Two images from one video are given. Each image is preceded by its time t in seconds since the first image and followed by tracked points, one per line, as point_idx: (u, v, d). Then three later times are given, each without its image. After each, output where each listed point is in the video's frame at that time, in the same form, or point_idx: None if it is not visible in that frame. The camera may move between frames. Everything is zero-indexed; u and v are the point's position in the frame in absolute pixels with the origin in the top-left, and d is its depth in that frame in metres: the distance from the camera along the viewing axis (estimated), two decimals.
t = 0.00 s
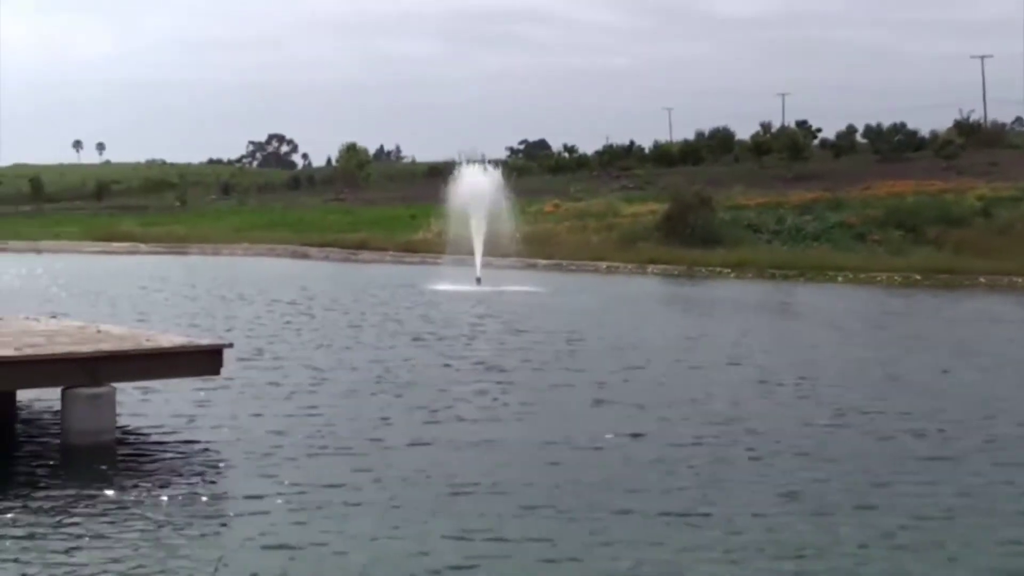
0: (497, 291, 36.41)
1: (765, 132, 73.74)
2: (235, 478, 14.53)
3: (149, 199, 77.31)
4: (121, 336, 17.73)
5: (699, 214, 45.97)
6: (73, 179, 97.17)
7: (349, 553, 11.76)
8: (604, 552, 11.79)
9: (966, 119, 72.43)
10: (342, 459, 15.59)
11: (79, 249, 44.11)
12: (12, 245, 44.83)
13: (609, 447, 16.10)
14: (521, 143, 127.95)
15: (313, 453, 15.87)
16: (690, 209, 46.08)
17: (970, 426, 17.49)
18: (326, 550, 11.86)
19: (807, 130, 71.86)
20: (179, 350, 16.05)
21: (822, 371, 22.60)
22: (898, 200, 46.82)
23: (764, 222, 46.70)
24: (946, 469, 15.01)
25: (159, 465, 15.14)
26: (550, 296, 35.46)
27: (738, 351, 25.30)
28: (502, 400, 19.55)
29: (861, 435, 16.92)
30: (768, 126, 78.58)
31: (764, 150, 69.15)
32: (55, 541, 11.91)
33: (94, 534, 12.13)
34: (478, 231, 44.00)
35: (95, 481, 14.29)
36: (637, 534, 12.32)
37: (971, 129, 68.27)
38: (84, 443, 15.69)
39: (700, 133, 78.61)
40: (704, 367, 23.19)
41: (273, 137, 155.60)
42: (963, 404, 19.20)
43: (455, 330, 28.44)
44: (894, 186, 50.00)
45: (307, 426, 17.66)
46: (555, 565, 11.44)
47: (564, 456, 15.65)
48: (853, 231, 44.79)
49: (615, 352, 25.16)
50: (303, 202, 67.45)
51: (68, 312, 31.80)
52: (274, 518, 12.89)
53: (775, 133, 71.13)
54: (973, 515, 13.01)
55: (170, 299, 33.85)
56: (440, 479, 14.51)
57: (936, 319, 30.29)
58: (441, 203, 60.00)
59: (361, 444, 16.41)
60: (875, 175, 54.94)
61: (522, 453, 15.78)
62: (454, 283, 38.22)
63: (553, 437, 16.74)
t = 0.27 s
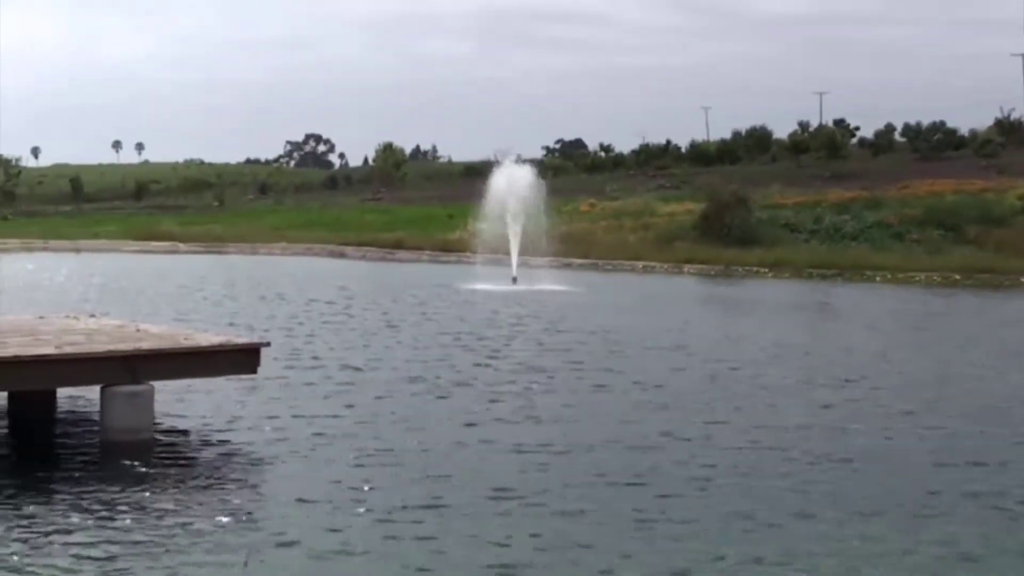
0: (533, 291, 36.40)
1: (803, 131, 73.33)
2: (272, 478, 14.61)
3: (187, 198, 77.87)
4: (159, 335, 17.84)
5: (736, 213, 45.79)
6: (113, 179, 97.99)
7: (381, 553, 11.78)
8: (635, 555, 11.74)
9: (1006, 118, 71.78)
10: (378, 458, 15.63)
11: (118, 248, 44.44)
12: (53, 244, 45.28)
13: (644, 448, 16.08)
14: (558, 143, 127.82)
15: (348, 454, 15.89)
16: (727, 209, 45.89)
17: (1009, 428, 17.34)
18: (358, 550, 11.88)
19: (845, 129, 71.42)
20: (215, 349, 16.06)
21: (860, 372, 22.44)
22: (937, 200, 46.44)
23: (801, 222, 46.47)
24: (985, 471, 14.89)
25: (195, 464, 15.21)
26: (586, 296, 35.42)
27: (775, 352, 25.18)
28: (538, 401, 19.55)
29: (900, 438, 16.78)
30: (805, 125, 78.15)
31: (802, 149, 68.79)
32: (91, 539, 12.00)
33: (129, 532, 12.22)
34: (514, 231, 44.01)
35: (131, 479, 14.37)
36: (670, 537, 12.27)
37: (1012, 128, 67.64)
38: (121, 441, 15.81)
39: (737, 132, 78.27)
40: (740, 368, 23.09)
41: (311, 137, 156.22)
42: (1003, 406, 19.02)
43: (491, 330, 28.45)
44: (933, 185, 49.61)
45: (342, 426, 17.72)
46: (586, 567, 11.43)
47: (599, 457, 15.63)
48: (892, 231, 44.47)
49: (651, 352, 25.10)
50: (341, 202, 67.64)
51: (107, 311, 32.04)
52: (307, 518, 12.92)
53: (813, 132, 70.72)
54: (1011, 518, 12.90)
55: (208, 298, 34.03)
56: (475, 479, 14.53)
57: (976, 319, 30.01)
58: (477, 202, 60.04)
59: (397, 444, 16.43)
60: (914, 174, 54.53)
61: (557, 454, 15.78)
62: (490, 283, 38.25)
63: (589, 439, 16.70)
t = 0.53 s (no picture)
0: (557, 291, 36.66)
1: (828, 131, 73.33)
2: (299, 477, 14.91)
3: (215, 198, 78.46)
4: (188, 333, 18.12)
5: (760, 214, 45.93)
6: (142, 179, 98.82)
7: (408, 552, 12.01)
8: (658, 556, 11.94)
9: None
10: (403, 459, 15.92)
11: (148, 247, 44.92)
12: (84, 243, 45.80)
13: (666, 450, 16.33)
14: (583, 145, 127.97)
15: (376, 454, 16.17)
16: (751, 209, 46.03)
17: None
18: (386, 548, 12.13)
19: (870, 129, 71.40)
20: (243, 348, 16.29)
21: (881, 373, 22.61)
22: (962, 200, 46.46)
23: (825, 222, 46.58)
24: (1003, 473, 15.07)
25: (226, 463, 15.47)
26: (610, 296, 35.66)
27: (798, 353, 25.38)
28: (561, 401, 19.81)
29: (921, 439, 16.96)
30: (830, 126, 78.15)
31: (826, 149, 68.82)
32: (125, 538, 12.27)
33: (160, 532, 12.46)
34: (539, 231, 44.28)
35: (163, 479, 14.62)
36: (690, 540, 12.45)
37: None
38: (152, 439, 16.09)
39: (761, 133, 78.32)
40: (762, 369, 23.30)
41: (338, 137, 156.62)
42: None
43: (516, 330, 28.73)
44: (958, 186, 49.62)
45: (369, 426, 18.03)
46: (608, 565, 11.64)
47: (622, 458, 15.89)
48: (916, 231, 44.51)
49: (674, 353, 25.33)
50: (367, 202, 68.03)
51: (137, 310, 32.47)
52: (336, 519, 13.15)
53: (837, 132, 70.75)
54: None
55: (235, 297, 34.42)
56: (499, 480, 14.80)
57: (1000, 320, 30.10)
58: (503, 203, 60.36)
59: (424, 445, 16.70)
60: (939, 175, 54.52)
61: (580, 455, 16.04)
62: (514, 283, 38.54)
63: (613, 440, 16.93)
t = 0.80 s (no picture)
0: (579, 291, 37.14)
1: (847, 133, 73.63)
2: (330, 474, 15.41)
3: (241, 198, 79.30)
4: (218, 331, 18.63)
5: (779, 215, 46.31)
6: (169, 179, 99.88)
7: (429, 549, 12.46)
8: (671, 556, 12.37)
9: None
10: (430, 458, 16.40)
11: (176, 247, 45.59)
12: (114, 243, 46.58)
13: (687, 450, 16.79)
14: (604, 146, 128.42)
15: (402, 453, 16.66)
16: (770, 211, 46.42)
17: None
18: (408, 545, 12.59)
19: (889, 131, 71.67)
20: (269, 346, 16.69)
21: (899, 375, 23.02)
22: (981, 202, 46.74)
23: (845, 223, 46.95)
24: (1015, 476, 15.48)
25: (253, 458, 15.95)
26: (631, 296, 36.13)
27: (817, 354, 25.79)
28: (584, 402, 20.28)
29: (935, 442, 17.36)
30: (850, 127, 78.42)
31: (846, 151, 69.14)
32: (165, 530, 12.76)
33: (189, 525, 12.95)
34: (561, 232, 44.81)
35: (192, 472, 15.11)
36: (711, 539, 12.92)
37: None
38: (181, 435, 16.51)
39: (781, 134, 78.64)
40: (781, 370, 23.73)
41: (363, 138, 157.31)
42: None
43: (538, 330, 29.21)
44: (977, 187, 49.90)
45: (397, 425, 18.53)
46: (631, 562, 12.12)
47: (644, 458, 16.36)
48: (935, 232, 44.82)
49: (695, 354, 25.78)
50: (390, 203, 68.65)
51: (167, 309, 33.07)
52: (360, 515, 13.62)
53: (857, 134, 71.04)
54: None
55: (262, 296, 34.99)
56: (524, 480, 15.27)
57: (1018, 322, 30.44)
58: (525, 203, 60.88)
59: (450, 445, 17.17)
60: (958, 177, 54.78)
61: (603, 455, 16.51)
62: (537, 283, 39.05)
63: (632, 441, 17.40)
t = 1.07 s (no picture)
0: (608, 291, 37.56)
1: (874, 134, 73.79)
2: (365, 469, 15.84)
3: (274, 199, 80.11)
4: (251, 329, 19.04)
5: (807, 215, 46.60)
6: (203, 180, 101.03)
7: (457, 541, 12.84)
8: (693, 550, 12.71)
9: None
10: (461, 455, 16.81)
11: (211, 246, 46.27)
12: (150, 242, 47.32)
13: (713, 450, 17.19)
14: (632, 147, 128.79)
15: (431, 450, 17.05)
16: (798, 211, 46.71)
17: None
18: (437, 537, 12.96)
19: (916, 132, 71.78)
20: (303, 343, 16.89)
21: (923, 375, 23.34)
22: (1008, 202, 46.87)
23: (871, 224, 47.20)
24: None
25: (284, 454, 16.29)
26: (659, 296, 36.51)
27: (842, 354, 26.17)
28: (611, 402, 20.68)
29: (956, 443, 17.64)
30: (877, 128, 78.52)
31: (873, 152, 69.30)
32: (207, 522, 13.18)
33: (231, 517, 13.37)
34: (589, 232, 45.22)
35: (222, 468, 15.45)
36: (737, 533, 13.34)
37: None
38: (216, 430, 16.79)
39: (808, 135, 78.82)
40: (807, 370, 24.10)
41: (394, 140, 158.10)
42: None
43: (567, 330, 29.60)
44: (1004, 188, 50.02)
45: (429, 423, 18.99)
46: (656, 556, 12.53)
47: (670, 457, 16.75)
48: (962, 232, 45.00)
49: (721, 354, 26.16)
50: (420, 204, 69.25)
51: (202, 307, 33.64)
52: (389, 509, 13.99)
53: (884, 135, 71.16)
54: None
55: (295, 295, 35.54)
56: (553, 477, 15.68)
57: None
58: (553, 204, 61.31)
59: (480, 442, 17.61)
60: (986, 177, 54.88)
61: (630, 455, 16.92)
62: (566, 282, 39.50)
63: (658, 440, 17.79)
